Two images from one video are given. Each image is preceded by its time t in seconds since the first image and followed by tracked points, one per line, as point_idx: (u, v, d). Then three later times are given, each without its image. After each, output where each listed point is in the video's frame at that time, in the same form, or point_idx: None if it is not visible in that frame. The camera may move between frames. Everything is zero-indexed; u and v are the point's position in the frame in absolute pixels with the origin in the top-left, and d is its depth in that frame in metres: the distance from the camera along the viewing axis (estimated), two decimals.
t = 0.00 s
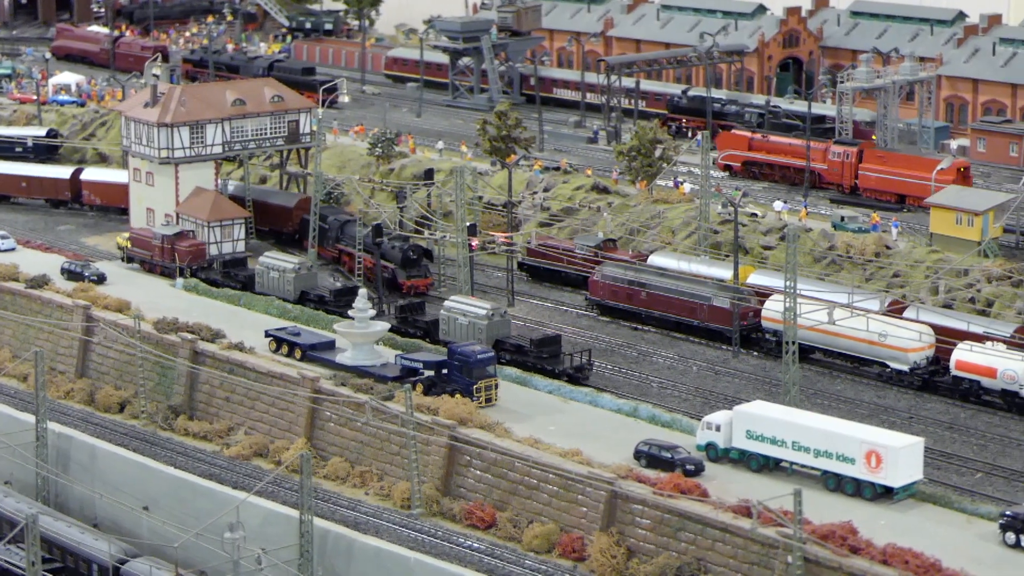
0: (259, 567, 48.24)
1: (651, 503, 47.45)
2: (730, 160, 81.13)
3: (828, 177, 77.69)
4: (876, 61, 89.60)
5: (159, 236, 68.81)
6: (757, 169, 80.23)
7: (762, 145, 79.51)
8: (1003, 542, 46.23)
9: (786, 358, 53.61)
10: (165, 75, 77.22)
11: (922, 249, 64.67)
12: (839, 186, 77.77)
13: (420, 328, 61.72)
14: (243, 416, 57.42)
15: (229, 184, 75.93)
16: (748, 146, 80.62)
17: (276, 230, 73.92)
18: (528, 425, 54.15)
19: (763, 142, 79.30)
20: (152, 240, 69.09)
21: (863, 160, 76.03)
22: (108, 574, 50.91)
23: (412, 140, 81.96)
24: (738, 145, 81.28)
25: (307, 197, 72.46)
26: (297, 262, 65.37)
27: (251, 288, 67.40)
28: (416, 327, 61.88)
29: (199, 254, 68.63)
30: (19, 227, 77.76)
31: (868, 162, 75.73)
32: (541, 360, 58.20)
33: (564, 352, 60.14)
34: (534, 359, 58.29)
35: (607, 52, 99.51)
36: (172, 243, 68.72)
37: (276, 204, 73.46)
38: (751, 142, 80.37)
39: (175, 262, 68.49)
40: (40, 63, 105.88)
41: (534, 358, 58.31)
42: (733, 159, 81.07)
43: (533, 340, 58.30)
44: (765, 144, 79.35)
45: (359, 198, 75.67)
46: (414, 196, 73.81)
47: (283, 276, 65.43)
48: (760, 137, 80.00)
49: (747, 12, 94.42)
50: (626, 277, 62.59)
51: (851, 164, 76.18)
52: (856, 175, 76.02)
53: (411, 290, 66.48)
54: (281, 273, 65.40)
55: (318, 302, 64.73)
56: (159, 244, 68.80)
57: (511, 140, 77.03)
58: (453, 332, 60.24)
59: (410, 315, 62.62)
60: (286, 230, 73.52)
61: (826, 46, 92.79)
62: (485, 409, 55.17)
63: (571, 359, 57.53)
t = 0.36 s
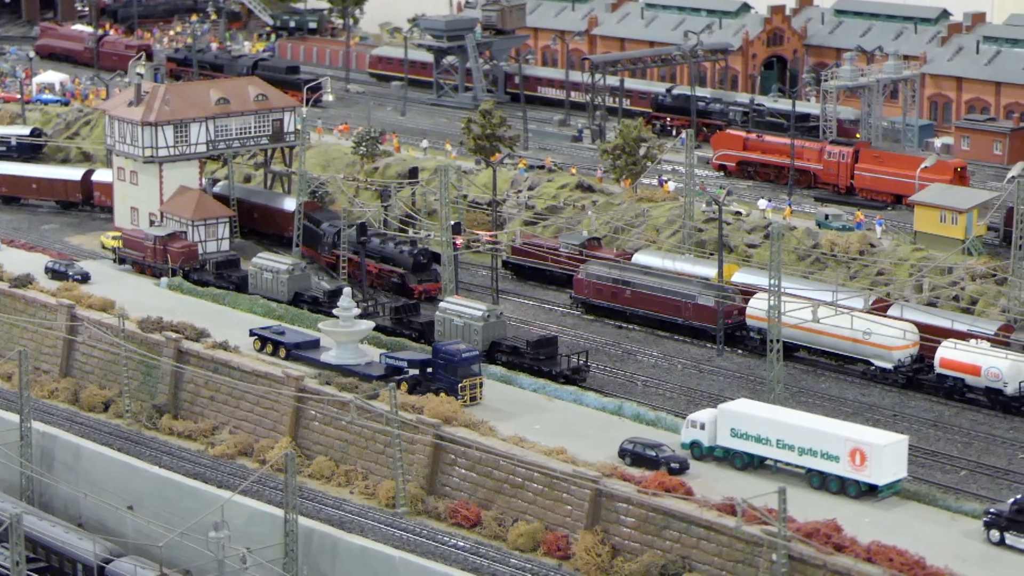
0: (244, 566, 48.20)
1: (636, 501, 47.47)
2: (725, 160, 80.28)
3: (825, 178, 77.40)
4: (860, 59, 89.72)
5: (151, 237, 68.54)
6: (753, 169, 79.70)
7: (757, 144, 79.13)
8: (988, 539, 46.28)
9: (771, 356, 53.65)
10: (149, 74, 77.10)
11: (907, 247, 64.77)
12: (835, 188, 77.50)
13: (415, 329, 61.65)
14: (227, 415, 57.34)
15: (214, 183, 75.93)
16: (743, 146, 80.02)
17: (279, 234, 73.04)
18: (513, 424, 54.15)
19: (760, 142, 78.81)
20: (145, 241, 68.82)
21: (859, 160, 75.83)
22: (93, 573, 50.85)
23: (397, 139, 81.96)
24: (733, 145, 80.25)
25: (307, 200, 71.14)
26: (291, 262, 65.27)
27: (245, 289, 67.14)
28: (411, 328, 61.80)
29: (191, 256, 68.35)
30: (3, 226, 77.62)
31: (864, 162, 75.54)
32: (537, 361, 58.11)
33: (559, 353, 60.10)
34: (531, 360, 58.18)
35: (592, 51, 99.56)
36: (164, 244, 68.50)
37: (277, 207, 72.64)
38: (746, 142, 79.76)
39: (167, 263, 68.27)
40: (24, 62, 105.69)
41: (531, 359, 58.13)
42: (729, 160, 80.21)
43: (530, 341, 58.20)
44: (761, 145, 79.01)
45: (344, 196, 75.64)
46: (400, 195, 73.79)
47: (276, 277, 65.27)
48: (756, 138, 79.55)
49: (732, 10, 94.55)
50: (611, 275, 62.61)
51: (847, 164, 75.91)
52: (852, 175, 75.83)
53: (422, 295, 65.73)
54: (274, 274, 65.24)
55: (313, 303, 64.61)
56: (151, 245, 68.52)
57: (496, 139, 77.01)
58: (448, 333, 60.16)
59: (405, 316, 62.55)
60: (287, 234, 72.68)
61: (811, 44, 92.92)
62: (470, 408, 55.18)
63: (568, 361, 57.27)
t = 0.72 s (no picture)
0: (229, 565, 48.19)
1: (622, 500, 47.49)
2: (721, 160, 79.72)
3: (822, 179, 77.06)
4: (845, 58, 89.79)
5: (144, 238, 68.47)
6: (748, 169, 79.30)
7: (754, 143, 78.50)
8: (973, 537, 46.32)
9: (756, 354, 53.67)
10: (135, 73, 76.98)
11: (892, 245, 64.86)
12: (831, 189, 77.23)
13: (411, 330, 61.25)
14: (213, 414, 57.27)
15: (199, 181, 75.95)
16: (739, 147, 79.56)
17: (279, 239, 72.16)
18: (498, 423, 54.16)
19: (756, 142, 78.46)
20: (138, 243, 68.77)
21: (855, 161, 75.69)
22: (79, 573, 50.80)
23: (383, 138, 81.97)
24: (728, 145, 79.72)
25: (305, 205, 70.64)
26: (286, 264, 65.15)
27: (240, 290, 66.95)
28: (407, 330, 61.41)
29: (184, 257, 68.38)
30: None
31: (861, 162, 75.41)
32: (535, 363, 57.67)
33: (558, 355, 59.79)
34: (529, 363, 57.72)
35: (577, 50, 99.64)
36: (158, 245, 68.43)
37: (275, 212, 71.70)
38: (744, 143, 79.15)
39: (161, 265, 68.27)
40: (9, 61, 105.53)
41: (529, 361, 57.70)
42: (726, 160, 79.58)
43: (527, 343, 57.78)
44: (756, 144, 78.57)
45: (330, 195, 75.58)
46: (386, 194, 73.77)
47: (271, 279, 65.15)
48: (752, 138, 79.13)
49: (718, 9, 94.75)
50: (596, 274, 62.65)
51: (843, 164, 75.71)
52: (849, 175, 75.65)
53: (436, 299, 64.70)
54: (269, 276, 65.16)
55: (308, 306, 64.45)
56: (144, 247, 68.48)
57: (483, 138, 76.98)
58: (445, 334, 60.02)
59: (402, 317, 62.14)
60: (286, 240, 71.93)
61: (797, 43, 93.03)
62: (456, 407, 55.20)
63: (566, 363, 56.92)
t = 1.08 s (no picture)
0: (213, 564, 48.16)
1: (606, 498, 47.50)
2: (716, 159, 79.45)
3: (818, 179, 76.64)
4: (828, 56, 89.89)
5: (136, 239, 68.38)
6: (743, 169, 79.00)
7: (750, 143, 78.32)
8: (957, 535, 46.37)
9: (740, 353, 53.72)
10: (118, 72, 76.87)
11: (876, 243, 64.96)
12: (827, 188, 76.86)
13: (406, 332, 60.72)
14: (197, 413, 57.22)
15: (182, 180, 75.84)
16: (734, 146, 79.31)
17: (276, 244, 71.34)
18: (483, 421, 54.14)
19: (752, 141, 78.21)
20: (130, 244, 68.63)
21: (852, 160, 75.15)
22: (63, 573, 50.74)
23: (366, 137, 81.97)
24: (722, 145, 79.51)
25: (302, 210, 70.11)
26: (279, 265, 64.50)
27: (232, 291, 66.42)
28: (402, 331, 60.88)
29: (176, 258, 68.17)
30: None
31: (857, 162, 74.90)
32: (531, 364, 57.43)
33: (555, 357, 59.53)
34: (525, 363, 57.48)
35: (561, 48, 99.67)
36: (150, 246, 68.35)
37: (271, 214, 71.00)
38: (738, 142, 78.93)
39: (153, 266, 68.15)
40: None
41: (525, 363, 57.43)
42: (721, 160, 79.31)
43: (523, 345, 57.48)
44: (751, 144, 78.38)
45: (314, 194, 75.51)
46: (370, 192, 73.76)
47: (264, 280, 64.50)
48: (748, 137, 78.76)
49: (701, 7, 94.93)
50: (581, 273, 62.66)
51: (839, 164, 75.25)
52: (845, 175, 75.12)
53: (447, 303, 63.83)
54: (262, 277, 64.51)
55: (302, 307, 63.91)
56: (137, 248, 68.36)
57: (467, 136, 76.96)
58: (440, 336, 59.70)
59: (397, 318, 61.71)
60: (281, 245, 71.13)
61: (780, 41, 93.08)
62: (440, 406, 55.20)
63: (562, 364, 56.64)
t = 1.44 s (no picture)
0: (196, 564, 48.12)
1: (589, 497, 47.50)
2: (709, 160, 78.89)
3: (811, 181, 76.35)
4: (811, 54, 89.98)
5: (127, 241, 68.17)
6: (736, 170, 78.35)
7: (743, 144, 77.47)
8: (939, 533, 46.39)
9: (723, 351, 53.75)
10: (101, 71, 76.77)
11: (858, 241, 65.05)
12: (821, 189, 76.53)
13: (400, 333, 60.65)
14: (180, 413, 57.17)
15: (165, 179, 75.76)
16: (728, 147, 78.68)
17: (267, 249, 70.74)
18: (466, 420, 54.14)
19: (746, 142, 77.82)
20: (120, 245, 68.48)
21: (846, 161, 74.83)
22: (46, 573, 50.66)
23: (349, 136, 81.97)
24: (717, 145, 78.85)
25: (293, 217, 69.22)
26: (271, 266, 64.41)
27: (223, 293, 66.18)
28: (396, 333, 60.78)
29: (167, 260, 67.77)
30: None
31: (851, 163, 74.53)
32: (527, 367, 57.14)
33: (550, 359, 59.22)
34: (520, 366, 57.12)
35: (544, 47, 99.58)
36: (141, 248, 68.14)
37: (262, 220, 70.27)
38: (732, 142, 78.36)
39: (144, 268, 67.81)
40: None
41: (520, 365, 57.11)
42: (713, 160, 78.72)
43: (519, 346, 57.15)
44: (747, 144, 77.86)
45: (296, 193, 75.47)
46: (353, 191, 73.72)
47: (257, 281, 64.41)
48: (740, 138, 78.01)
49: (684, 6, 95.03)
50: (564, 271, 62.80)
51: (833, 165, 74.97)
52: (840, 176, 74.77)
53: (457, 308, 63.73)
54: (255, 278, 64.41)
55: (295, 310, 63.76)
56: (128, 250, 68.18)
57: (449, 135, 76.89)
58: (434, 338, 59.48)
59: (390, 320, 61.34)
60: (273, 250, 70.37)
61: (763, 40, 93.53)
62: (423, 405, 55.19)
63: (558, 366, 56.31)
